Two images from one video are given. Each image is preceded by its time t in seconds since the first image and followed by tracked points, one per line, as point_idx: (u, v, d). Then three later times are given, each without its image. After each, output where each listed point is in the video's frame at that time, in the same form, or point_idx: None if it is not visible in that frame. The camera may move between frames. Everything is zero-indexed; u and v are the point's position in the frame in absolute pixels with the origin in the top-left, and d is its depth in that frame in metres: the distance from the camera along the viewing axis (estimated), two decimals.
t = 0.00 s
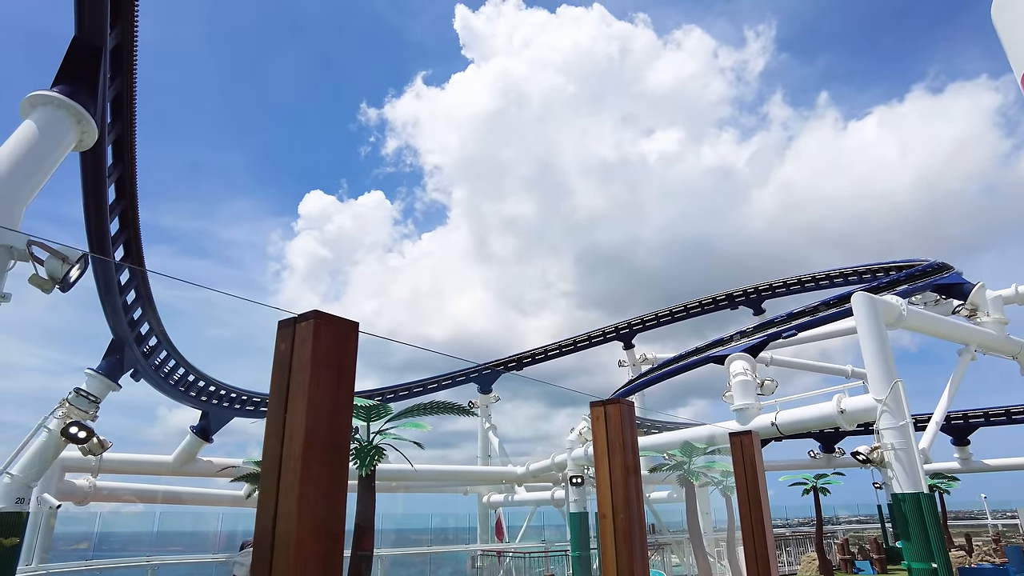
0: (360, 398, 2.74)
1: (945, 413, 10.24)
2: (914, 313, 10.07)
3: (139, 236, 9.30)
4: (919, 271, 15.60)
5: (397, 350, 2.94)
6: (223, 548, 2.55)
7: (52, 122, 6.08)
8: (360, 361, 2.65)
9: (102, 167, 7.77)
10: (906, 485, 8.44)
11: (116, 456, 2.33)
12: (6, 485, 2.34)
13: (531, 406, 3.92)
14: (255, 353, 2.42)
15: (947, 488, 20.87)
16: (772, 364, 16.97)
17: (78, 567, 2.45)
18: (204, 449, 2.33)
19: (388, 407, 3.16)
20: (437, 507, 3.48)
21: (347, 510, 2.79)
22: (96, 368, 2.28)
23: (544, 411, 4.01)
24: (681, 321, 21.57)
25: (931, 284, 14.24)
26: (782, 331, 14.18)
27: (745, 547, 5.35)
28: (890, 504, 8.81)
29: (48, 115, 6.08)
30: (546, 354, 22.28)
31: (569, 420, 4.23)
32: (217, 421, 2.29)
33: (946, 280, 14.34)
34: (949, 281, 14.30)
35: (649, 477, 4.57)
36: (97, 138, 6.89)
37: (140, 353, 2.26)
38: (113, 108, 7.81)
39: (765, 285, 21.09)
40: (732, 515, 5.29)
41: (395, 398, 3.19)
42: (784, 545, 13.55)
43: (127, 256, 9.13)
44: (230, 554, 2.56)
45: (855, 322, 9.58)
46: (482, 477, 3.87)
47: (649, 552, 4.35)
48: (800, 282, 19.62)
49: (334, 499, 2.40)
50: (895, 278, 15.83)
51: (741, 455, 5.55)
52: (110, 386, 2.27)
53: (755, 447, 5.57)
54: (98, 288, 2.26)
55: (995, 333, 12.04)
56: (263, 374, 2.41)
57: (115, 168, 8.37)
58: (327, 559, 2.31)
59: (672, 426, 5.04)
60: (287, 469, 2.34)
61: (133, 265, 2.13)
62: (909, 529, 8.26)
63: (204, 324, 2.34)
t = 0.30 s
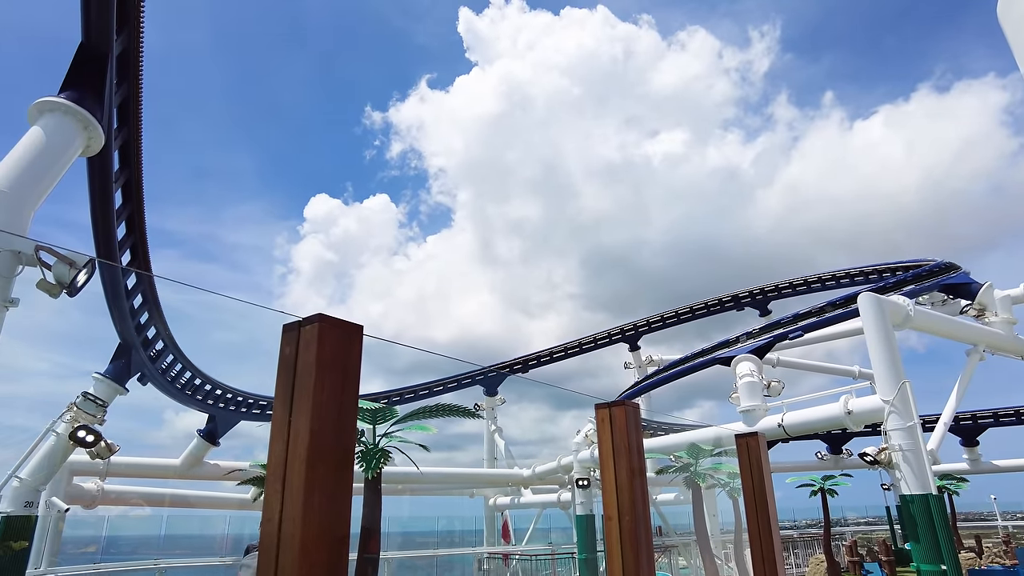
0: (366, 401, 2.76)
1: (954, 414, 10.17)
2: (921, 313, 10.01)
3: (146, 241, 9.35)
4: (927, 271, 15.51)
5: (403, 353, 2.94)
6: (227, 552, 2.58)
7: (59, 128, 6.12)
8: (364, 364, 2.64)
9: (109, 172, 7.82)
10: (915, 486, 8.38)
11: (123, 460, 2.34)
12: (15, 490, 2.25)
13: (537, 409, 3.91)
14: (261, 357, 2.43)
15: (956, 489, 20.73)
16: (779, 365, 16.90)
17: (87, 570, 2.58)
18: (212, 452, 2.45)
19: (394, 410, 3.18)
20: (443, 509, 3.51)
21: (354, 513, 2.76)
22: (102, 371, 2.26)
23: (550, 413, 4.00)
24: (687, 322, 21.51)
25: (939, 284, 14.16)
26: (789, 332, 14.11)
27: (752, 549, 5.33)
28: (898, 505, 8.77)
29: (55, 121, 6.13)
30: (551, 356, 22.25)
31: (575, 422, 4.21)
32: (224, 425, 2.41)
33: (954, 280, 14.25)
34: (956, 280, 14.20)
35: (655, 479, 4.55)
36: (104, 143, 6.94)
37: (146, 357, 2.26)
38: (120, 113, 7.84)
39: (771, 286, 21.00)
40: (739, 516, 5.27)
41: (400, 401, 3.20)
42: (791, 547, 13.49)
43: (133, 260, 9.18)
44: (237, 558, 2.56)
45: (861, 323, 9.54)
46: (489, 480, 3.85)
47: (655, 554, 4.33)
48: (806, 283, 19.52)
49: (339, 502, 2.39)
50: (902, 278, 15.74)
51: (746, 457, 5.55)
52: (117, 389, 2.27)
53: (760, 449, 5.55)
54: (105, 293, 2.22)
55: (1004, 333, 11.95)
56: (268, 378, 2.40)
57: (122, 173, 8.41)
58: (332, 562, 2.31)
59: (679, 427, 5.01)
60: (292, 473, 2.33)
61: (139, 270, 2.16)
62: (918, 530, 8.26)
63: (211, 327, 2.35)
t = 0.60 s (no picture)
0: (370, 404, 2.74)
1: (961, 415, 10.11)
2: (927, 313, 9.96)
3: (151, 245, 9.40)
4: (932, 271, 15.45)
5: (408, 356, 2.95)
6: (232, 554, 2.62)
7: (65, 132, 6.16)
8: (369, 367, 2.65)
9: (115, 176, 7.86)
10: (922, 488, 8.33)
11: (130, 464, 2.35)
12: (21, 493, 2.29)
13: (542, 411, 3.90)
14: (267, 359, 2.43)
15: (963, 491, 20.62)
16: (784, 366, 16.84)
17: (92, 574, 2.54)
18: (218, 456, 2.37)
19: (398, 412, 3.19)
20: (448, 512, 3.50)
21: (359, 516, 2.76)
22: (109, 375, 2.26)
23: (555, 415, 3.99)
24: (692, 324, 21.47)
25: (945, 284, 14.10)
26: (794, 333, 14.06)
27: (758, 550, 5.31)
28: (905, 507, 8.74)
29: (61, 126, 6.16)
30: (556, 358, 22.23)
31: (580, 424, 4.20)
32: (230, 428, 2.32)
33: (960, 280, 14.19)
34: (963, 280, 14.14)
35: (660, 481, 4.54)
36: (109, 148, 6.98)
37: (152, 361, 2.23)
38: (125, 118, 7.88)
39: (776, 287, 20.94)
40: (745, 518, 5.25)
41: (405, 404, 3.21)
42: (797, 549, 13.42)
43: (138, 263, 9.22)
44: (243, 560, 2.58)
45: (867, 324, 9.50)
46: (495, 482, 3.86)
47: (661, 556, 4.30)
48: (811, 283, 19.45)
49: (344, 505, 2.40)
50: (907, 278, 15.70)
51: (752, 459, 5.50)
52: (123, 393, 2.26)
53: (766, 450, 5.52)
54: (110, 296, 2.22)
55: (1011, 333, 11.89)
56: (273, 381, 2.41)
57: (127, 177, 8.45)
58: (337, 565, 2.31)
59: (685, 429, 5.00)
60: (297, 476, 2.33)
61: (144, 275, 2.16)
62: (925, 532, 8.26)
63: (218, 330, 2.35)
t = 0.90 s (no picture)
0: (375, 407, 2.74)
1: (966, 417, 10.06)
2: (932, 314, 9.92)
3: (156, 248, 9.43)
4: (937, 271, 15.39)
5: (412, 358, 2.95)
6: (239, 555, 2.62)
7: (70, 137, 6.19)
8: (373, 370, 2.66)
9: (119, 180, 7.88)
10: (927, 489, 8.32)
11: (135, 466, 2.41)
12: (26, 496, 2.26)
13: (545, 413, 3.89)
14: (271, 362, 2.43)
15: (969, 492, 20.54)
16: (788, 368, 16.80)
17: None
18: (221, 458, 2.36)
19: (402, 415, 3.18)
20: (453, 514, 3.47)
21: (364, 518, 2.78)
22: (114, 378, 2.29)
23: (558, 417, 3.99)
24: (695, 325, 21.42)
25: (950, 284, 14.05)
26: (798, 334, 14.02)
27: (762, 552, 5.30)
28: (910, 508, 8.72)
29: (66, 130, 6.19)
30: (559, 359, 22.22)
31: (583, 426, 4.17)
32: (233, 430, 2.34)
33: (965, 280, 14.13)
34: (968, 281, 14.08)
35: (664, 483, 4.53)
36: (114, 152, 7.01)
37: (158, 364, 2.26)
38: (129, 122, 7.90)
39: (780, 287, 20.89)
40: (749, 520, 5.25)
41: (408, 406, 3.21)
42: (803, 551, 13.39)
43: (143, 267, 9.26)
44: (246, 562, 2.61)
45: (871, 325, 9.46)
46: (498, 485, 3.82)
47: (665, 558, 4.31)
48: (815, 284, 19.40)
49: (348, 507, 2.39)
50: (912, 279, 15.65)
51: (757, 461, 5.49)
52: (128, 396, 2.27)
53: (770, 451, 5.49)
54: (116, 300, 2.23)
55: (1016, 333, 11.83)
56: (277, 383, 2.41)
57: (131, 180, 8.47)
58: (342, 567, 2.31)
59: (690, 431, 4.98)
60: (301, 478, 2.34)
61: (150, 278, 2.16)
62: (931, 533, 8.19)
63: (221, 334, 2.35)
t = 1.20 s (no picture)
0: (377, 409, 2.73)
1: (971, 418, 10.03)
2: (936, 314, 9.90)
3: (158, 251, 9.45)
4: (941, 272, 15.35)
5: (414, 359, 2.96)
6: (241, 557, 2.59)
7: (74, 140, 6.21)
8: (376, 372, 2.66)
9: (122, 183, 7.90)
10: (932, 490, 8.29)
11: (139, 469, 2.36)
12: (31, 499, 2.26)
13: (548, 414, 3.88)
14: (275, 363, 2.44)
15: (974, 494, 20.46)
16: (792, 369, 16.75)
17: None
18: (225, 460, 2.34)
19: (405, 416, 3.19)
20: (457, 516, 3.46)
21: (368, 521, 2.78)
22: (117, 380, 2.26)
23: (562, 418, 3.98)
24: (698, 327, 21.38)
25: (954, 285, 14.01)
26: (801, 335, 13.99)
27: (766, 554, 5.29)
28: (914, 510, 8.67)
29: (69, 133, 6.22)
30: (562, 361, 22.18)
31: (587, 427, 4.15)
32: (238, 432, 2.34)
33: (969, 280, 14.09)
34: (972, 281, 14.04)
35: (668, 485, 4.51)
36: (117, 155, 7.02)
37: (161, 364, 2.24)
38: (132, 125, 7.92)
39: (783, 289, 20.85)
40: (753, 521, 5.23)
41: (411, 408, 3.21)
42: (807, 553, 13.33)
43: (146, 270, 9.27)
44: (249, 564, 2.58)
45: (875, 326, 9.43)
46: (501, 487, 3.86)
47: (669, 560, 4.28)
48: (819, 285, 19.35)
49: (353, 508, 2.39)
50: (916, 279, 15.60)
51: (760, 462, 5.49)
52: (131, 398, 2.23)
53: (773, 453, 5.49)
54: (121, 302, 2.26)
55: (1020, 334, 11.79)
56: (281, 385, 2.41)
57: (134, 184, 8.48)
58: (346, 569, 2.31)
59: (693, 431, 4.97)
60: (306, 480, 2.34)
61: (151, 281, 2.15)
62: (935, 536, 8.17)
63: (225, 336, 2.34)
